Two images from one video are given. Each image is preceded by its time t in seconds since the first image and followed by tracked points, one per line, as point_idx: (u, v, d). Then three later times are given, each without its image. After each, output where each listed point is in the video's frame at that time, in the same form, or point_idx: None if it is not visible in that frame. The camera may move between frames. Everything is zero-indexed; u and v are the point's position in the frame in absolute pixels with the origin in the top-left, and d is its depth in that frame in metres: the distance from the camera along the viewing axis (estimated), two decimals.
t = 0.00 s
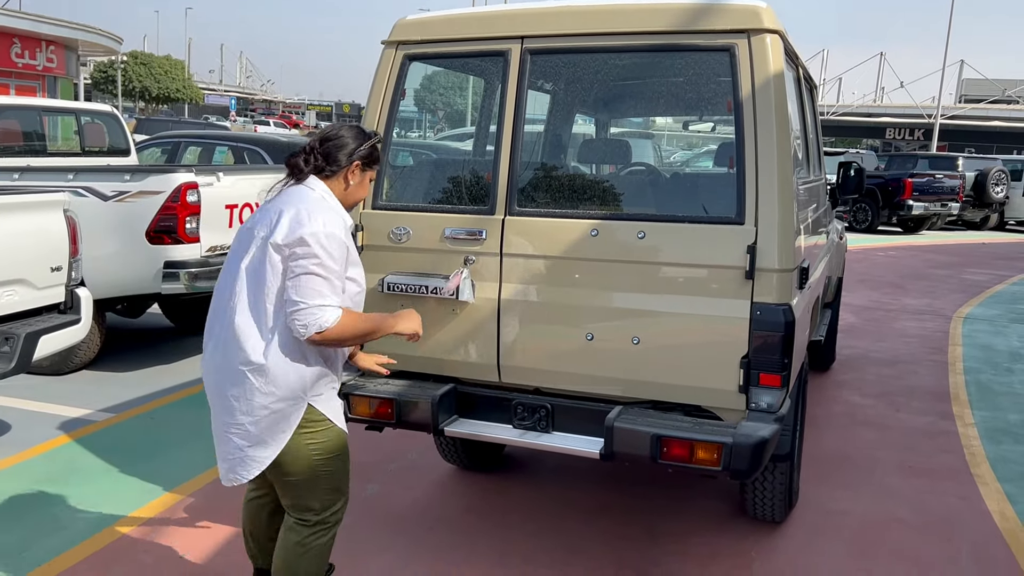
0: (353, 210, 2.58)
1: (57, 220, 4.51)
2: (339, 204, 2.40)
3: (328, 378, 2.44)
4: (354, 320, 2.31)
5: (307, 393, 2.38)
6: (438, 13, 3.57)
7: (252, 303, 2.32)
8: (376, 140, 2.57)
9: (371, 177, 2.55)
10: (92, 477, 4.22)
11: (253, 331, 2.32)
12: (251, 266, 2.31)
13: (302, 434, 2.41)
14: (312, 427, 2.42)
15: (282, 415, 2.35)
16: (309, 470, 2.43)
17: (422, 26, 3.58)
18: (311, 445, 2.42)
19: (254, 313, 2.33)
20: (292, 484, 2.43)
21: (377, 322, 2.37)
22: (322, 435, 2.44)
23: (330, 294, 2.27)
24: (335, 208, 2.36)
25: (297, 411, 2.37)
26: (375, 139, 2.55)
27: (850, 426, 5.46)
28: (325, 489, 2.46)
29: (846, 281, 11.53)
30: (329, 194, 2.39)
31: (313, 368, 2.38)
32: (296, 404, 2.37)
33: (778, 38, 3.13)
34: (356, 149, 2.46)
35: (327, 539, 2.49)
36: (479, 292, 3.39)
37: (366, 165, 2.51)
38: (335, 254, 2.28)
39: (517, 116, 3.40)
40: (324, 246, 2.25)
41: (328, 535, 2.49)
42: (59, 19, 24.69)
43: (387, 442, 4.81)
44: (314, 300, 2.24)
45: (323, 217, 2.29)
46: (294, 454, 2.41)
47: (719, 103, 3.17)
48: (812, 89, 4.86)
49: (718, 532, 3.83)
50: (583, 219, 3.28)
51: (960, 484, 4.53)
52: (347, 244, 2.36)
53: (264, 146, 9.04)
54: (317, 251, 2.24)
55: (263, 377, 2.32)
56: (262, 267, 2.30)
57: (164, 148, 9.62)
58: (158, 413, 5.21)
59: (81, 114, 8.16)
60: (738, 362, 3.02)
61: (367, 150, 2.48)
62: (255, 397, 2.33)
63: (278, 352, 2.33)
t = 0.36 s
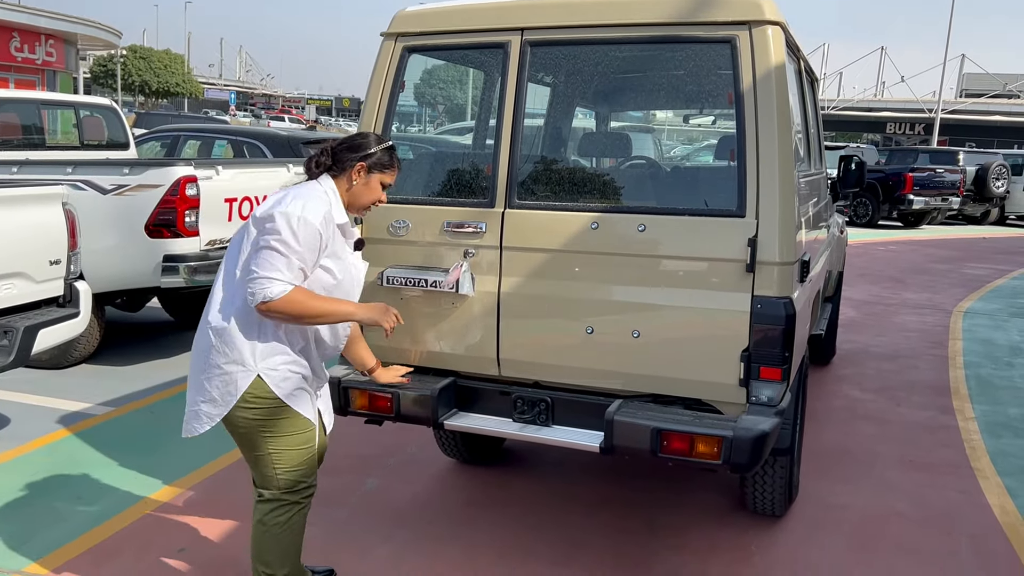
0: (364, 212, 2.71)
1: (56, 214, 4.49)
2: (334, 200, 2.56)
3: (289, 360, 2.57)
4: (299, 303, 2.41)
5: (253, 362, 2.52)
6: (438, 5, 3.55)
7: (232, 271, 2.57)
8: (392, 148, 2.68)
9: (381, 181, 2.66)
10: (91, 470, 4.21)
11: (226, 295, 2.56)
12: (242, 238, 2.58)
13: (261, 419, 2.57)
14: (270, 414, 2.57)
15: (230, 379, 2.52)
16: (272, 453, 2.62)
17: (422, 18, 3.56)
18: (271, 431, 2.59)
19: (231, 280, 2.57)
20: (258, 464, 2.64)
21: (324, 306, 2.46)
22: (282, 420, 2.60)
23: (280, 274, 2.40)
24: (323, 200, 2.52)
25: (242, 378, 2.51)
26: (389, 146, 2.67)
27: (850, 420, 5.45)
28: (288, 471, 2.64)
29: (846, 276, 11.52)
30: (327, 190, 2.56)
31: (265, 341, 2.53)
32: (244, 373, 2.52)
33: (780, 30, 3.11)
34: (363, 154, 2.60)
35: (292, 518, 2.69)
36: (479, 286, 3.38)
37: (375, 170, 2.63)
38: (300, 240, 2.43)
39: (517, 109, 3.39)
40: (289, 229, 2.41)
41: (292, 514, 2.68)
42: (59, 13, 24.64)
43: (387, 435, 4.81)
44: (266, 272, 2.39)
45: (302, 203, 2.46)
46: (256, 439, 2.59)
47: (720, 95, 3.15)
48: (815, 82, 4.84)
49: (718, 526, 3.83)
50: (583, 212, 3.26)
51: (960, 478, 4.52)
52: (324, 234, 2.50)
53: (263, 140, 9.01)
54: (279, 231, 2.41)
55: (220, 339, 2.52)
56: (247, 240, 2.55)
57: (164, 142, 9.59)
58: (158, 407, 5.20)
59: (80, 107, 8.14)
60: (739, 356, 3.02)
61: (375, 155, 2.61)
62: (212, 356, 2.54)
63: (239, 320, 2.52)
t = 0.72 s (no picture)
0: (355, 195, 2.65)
1: (55, 207, 4.48)
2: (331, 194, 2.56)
3: (276, 356, 2.57)
4: (348, 288, 2.49)
5: (241, 353, 2.53)
6: None
7: (233, 262, 2.57)
8: (370, 128, 2.61)
9: (357, 162, 2.59)
10: (91, 465, 4.21)
11: (227, 285, 2.57)
12: (243, 229, 2.58)
13: (241, 404, 2.56)
14: (250, 401, 2.56)
15: (220, 368, 2.53)
16: (248, 437, 2.61)
17: (422, 12, 3.55)
18: (248, 417, 2.58)
19: (231, 270, 2.57)
20: (235, 448, 2.64)
21: (371, 287, 2.55)
22: (261, 410, 2.58)
23: (313, 269, 2.44)
24: (321, 195, 2.53)
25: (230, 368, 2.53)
26: (364, 126, 2.60)
27: (850, 414, 5.45)
28: (260, 459, 2.62)
29: (847, 271, 11.50)
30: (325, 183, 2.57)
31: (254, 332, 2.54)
32: (235, 363, 2.53)
33: (781, 23, 3.09)
34: (334, 134, 2.59)
35: (253, 507, 2.63)
36: (480, 280, 3.37)
37: (342, 148, 2.59)
38: (315, 235, 2.46)
39: (517, 104, 3.37)
40: (304, 224, 2.44)
41: (252, 503, 2.63)
42: (59, 7, 24.61)
43: (387, 430, 4.81)
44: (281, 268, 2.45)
45: (299, 196, 2.47)
46: (231, 421, 2.59)
47: (723, 88, 3.13)
48: (816, 75, 4.82)
49: (719, 521, 3.82)
50: (584, 207, 3.25)
51: (962, 472, 4.52)
52: (330, 227, 2.54)
53: (264, 134, 9.04)
54: (296, 226, 2.44)
55: (218, 328, 2.53)
56: (251, 231, 2.55)
57: (164, 136, 9.57)
58: (158, 402, 5.20)
59: (80, 102, 8.12)
60: (742, 351, 3.00)
61: (342, 133, 2.58)
62: (206, 344, 2.55)
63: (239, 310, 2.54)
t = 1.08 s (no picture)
0: (334, 184, 2.61)
1: (54, 204, 4.46)
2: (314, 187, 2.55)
3: (271, 352, 2.55)
4: (325, 285, 2.46)
5: (235, 350, 2.53)
6: None
7: (220, 258, 2.57)
8: (343, 115, 2.58)
9: (328, 149, 2.56)
10: (91, 462, 4.20)
11: (214, 282, 2.57)
12: (228, 225, 2.57)
13: (239, 400, 2.56)
14: (249, 397, 2.56)
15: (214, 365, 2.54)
16: (248, 433, 2.60)
17: (422, 7, 3.53)
18: (247, 413, 2.57)
19: (219, 266, 2.57)
20: (235, 445, 2.63)
21: (349, 282, 2.52)
22: (259, 406, 2.57)
23: (293, 263, 2.43)
24: (303, 187, 2.51)
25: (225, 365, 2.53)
26: (337, 114, 2.57)
27: (852, 411, 5.43)
28: (259, 454, 2.61)
29: (849, 266, 11.48)
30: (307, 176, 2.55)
31: (248, 329, 2.53)
32: (230, 360, 2.53)
33: (783, 17, 3.07)
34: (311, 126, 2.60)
35: (254, 503, 2.61)
36: (480, 277, 3.35)
37: (316, 138, 2.58)
38: (297, 229, 2.44)
39: (517, 100, 3.35)
40: (284, 217, 2.43)
41: (253, 499, 2.61)
42: (61, 2, 24.59)
43: (388, 427, 4.79)
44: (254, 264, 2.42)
45: (279, 190, 2.46)
46: (231, 418, 2.58)
47: (724, 84, 3.11)
48: (819, 70, 4.80)
49: (720, 518, 3.81)
50: (585, 203, 3.23)
51: (964, 469, 4.50)
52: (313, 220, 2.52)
53: (264, 130, 9.05)
54: (276, 219, 2.42)
55: (209, 325, 2.54)
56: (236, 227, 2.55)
57: (164, 132, 9.57)
58: (158, 398, 5.19)
59: (81, 98, 8.11)
60: (743, 347, 2.99)
61: (316, 123, 2.57)
62: (200, 342, 2.56)
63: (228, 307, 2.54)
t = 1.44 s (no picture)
0: (332, 185, 2.60)
1: (56, 202, 4.46)
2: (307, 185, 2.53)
3: (268, 352, 2.54)
4: (321, 287, 2.46)
5: (233, 351, 2.52)
6: None
7: (213, 259, 2.56)
8: (342, 115, 2.56)
9: (327, 150, 2.54)
10: (93, 461, 4.19)
11: (209, 283, 2.56)
12: (222, 226, 2.56)
13: (237, 400, 2.55)
14: (247, 397, 2.55)
15: (211, 366, 2.53)
16: (246, 433, 2.59)
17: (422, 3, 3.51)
18: (245, 413, 2.56)
19: (214, 267, 2.56)
20: (234, 445, 2.62)
21: (346, 288, 2.53)
22: (258, 406, 2.56)
23: (288, 263, 2.42)
24: (296, 186, 2.50)
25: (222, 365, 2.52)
26: (336, 114, 2.55)
27: (856, 408, 5.42)
28: (258, 454, 2.60)
29: (853, 263, 11.45)
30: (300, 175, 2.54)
31: (244, 329, 2.52)
32: (226, 361, 2.52)
33: (786, 13, 3.06)
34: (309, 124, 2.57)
35: (253, 503, 2.61)
36: (482, 275, 3.34)
37: (315, 138, 2.55)
38: (290, 228, 2.43)
39: (519, 97, 3.34)
40: (278, 217, 2.41)
41: (253, 499, 2.60)
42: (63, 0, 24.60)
43: (390, 424, 4.79)
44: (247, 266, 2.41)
45: (272, 189, 2.44)
46: (230, 418, 2.57)
47: (727, 80, 3.10)
48: (823, 66, 4.78)
49: (723, 517, 3.79)
50: (587, 200, 3.21)
51: (968, 466, 4.48)
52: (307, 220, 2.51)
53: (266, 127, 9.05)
54: (269, 219, 2.41)
55: (205, 327, 2.53)
56: (229, 227, 2.54)
57: (167, 130, 9.57)
58: (160, 397, 5.18)
59: (83, 95, 8.12)
60: (746, 345, 2.97)
61: (315, 123, 2.55)
62: (196, 343, 2.56)
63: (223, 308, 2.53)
